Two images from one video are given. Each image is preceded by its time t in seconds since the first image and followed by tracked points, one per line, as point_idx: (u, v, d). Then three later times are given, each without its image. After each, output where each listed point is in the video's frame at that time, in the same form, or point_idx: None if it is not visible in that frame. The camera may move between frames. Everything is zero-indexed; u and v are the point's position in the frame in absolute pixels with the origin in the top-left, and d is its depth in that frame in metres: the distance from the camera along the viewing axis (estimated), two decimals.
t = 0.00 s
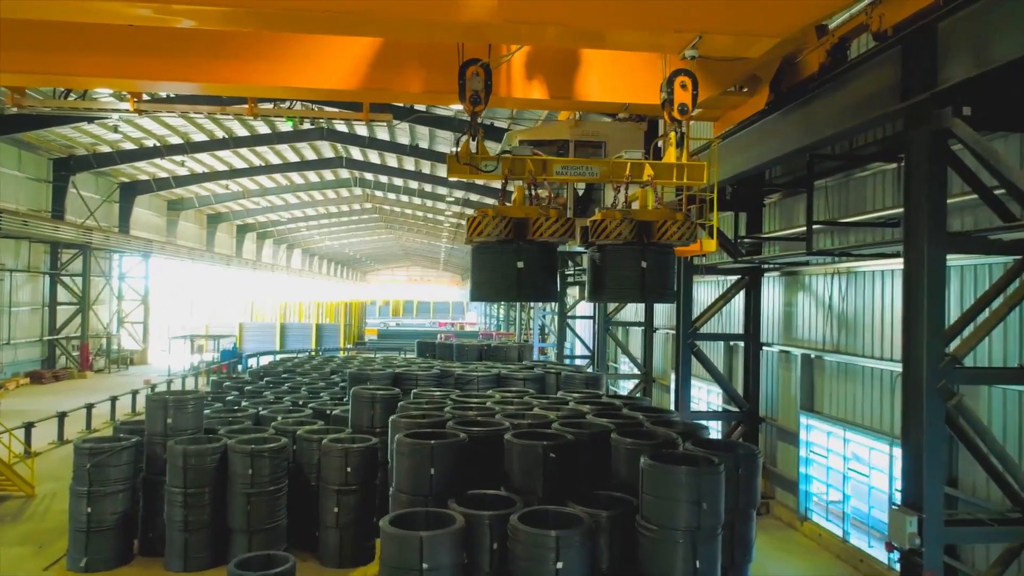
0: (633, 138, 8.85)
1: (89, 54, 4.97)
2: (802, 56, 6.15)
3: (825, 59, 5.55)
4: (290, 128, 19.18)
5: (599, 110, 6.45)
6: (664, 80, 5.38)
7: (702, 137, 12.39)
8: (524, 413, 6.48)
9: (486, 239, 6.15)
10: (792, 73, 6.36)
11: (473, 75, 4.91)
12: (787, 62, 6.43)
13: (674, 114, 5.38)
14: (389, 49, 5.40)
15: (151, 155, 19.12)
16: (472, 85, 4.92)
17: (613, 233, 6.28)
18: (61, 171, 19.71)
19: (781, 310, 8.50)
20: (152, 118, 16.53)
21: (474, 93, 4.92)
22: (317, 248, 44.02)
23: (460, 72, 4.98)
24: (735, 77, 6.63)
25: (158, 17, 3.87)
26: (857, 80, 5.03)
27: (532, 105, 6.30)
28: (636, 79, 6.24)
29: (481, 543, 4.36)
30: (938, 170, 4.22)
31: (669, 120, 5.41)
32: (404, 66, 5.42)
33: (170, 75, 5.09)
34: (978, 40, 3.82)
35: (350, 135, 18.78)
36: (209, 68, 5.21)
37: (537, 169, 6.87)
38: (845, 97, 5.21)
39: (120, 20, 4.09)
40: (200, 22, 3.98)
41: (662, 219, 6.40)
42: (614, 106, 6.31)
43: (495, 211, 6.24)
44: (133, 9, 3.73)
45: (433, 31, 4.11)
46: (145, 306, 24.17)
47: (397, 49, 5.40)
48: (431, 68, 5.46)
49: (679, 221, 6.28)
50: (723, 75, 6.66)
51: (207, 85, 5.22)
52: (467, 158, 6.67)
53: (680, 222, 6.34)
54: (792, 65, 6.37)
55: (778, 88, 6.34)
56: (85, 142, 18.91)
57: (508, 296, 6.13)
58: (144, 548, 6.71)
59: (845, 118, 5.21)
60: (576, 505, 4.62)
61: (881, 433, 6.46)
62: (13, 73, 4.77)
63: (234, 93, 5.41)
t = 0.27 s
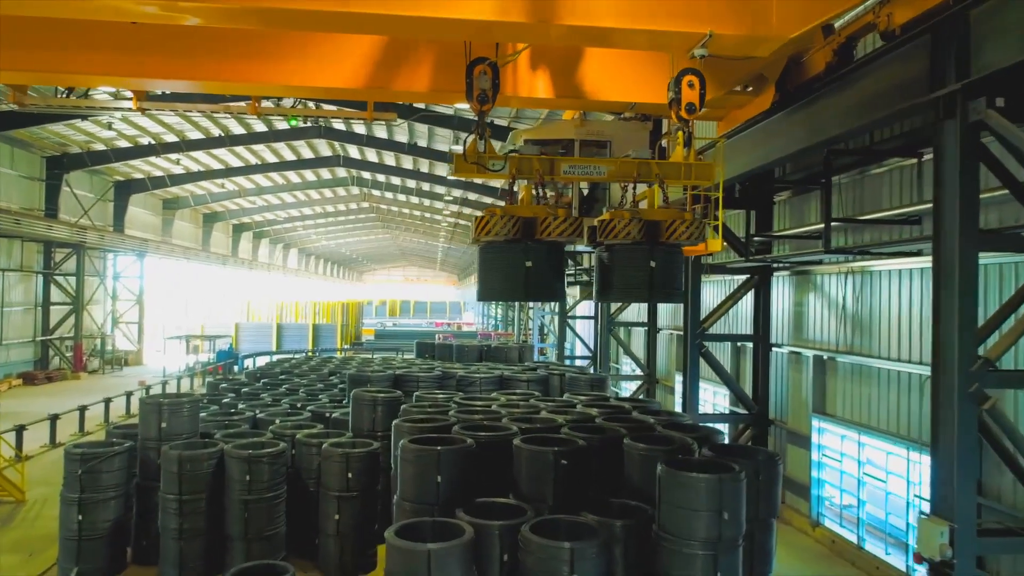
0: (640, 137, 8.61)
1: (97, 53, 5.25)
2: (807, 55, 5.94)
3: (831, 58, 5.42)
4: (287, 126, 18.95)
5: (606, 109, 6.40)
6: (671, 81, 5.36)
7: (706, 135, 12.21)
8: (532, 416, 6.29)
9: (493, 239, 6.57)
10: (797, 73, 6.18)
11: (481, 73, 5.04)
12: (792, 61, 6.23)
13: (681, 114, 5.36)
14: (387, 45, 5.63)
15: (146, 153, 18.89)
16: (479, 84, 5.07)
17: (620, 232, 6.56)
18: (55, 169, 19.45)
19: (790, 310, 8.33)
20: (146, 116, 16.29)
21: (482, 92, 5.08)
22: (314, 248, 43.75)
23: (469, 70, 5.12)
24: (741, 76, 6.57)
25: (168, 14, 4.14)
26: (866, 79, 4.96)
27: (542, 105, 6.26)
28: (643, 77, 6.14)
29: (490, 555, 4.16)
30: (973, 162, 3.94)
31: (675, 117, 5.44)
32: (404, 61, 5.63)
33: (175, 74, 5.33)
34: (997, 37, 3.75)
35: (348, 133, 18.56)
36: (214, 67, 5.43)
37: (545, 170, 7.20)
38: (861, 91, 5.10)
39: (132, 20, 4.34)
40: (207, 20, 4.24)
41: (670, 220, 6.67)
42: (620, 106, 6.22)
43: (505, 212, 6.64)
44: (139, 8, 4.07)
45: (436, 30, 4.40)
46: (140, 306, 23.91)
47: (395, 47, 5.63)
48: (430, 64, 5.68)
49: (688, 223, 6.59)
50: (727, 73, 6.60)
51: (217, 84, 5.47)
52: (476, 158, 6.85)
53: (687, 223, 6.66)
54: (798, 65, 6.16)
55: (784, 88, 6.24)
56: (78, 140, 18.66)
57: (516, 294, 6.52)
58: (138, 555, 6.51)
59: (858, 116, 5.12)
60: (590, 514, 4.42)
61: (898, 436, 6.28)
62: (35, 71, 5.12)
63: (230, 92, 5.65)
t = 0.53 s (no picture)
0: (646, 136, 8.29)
1: (98, 50, 5.06)
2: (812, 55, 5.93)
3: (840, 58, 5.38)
4: (284, 124, 18.71)
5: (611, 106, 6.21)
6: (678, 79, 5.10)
7: (712, 136, 12.00)
8: (540, 420, 6.08)
9: (501, 239, 6.46)
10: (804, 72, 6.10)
11: (488, 72, 4.84)
12: (797, 61, 6.13)
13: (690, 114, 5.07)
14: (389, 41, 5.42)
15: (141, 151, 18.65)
16: (487, 83, 4.84)
17: (627, 230, 6.43)
18: (48, 167, 19.18)
19: (801, 310, 8.13)
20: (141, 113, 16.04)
21: (490, 91, 4.84)
22: (311, 248, 43.47)
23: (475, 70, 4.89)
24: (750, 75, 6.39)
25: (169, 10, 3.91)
26: (873, 78, 4.86)
27: (547, 104, 6.08)
28: (651, 75, 5.97)
29: (502, 569, 3.95)
30: (1004, 155, 3.71)
31: (682, 117, 5.18)
32: (405, 58, 5.43)
33: (185, 72, 5.12)
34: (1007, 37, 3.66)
35: (346, 132, 18.33)
36: (220, 65, 5.22)
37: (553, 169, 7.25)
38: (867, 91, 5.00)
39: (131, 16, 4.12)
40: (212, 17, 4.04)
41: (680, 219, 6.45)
42: (627, 104, 6.03)
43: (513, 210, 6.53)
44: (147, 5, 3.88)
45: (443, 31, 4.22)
46: (135, 306, 23.65)
47: (396, 45, 5.43)
48: (433, 63, 5.47)
49: (697, 221, 6.40)
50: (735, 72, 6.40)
51: (224, 81, 5.25)
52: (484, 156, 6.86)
53: (697, 221, 6.43)
54: (804, 64, 6.08)
55: (790, 88, 6.13)
56: (72, 137, 18.38)
57: (523, 294, 6.48)
58: (131, 564, 6.29)
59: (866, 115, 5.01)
60: (604, 525, 4.21)
61: (919, 441, 6.06)
62: (33, 71, 4.95)
63: (222, 91, 5.44)
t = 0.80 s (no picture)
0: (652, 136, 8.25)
1: (97, 49, 5.29)
2: (821, 54, 5.90)
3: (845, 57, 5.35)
4: (280, 121, 18.47)
5: (614, 106, 6.52)
6: (686, 78, 5.44)
7: (717, 135, 11.83)
8: (549, 425, 5.87)
9: (510, 239, 6.79)
10: (811, 72, 6.06)
11: (495, 71, 5.04)
12: (804, 62, 6.12)
13: (697, 112, 5.37)
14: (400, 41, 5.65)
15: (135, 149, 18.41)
16: (494, 82, 5.04)
17: (636, 233, 6.68)
18: (41, 165, 18.91)
19: (813, 312, 7.92)
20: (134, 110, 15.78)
21: (497, 90, 5.04)
22: (307, 248, 43.17)
23: (482, 69, 5.10)
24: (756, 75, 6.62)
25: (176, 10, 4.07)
26: (879, 78, 4.87)
27: (552, 101, 6.42)
28: (653, 78, 6.37)
29: None
30: None
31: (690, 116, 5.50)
32: (415, 59, 5.66)
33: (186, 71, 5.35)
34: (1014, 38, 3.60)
35: (343, 130, 18.10)
36: (221, 65, 5.43)
37: (561, 168, 7.44)
38: (874, 91, 4.94)
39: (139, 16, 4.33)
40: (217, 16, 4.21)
41: (687, 220, 6.83)
42: (634, 104, 6.46)
43: (524, 212, 6.88)
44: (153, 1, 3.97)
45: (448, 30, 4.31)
46: (129, 307, 23.37)
47: (407, 45, 5.65)
48: (442, 64, 5.71)
49: (704, 221, 6.71)
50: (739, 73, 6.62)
51: (220, 80, 5.45)
52: (491, 156, 7.01)
53: (705, 222, 6.75)
54: (810, 65, 6.06)
55: (796, 88, 6.16)
56: (66, 135, 18.12)
57: (532, 292, 6.75)
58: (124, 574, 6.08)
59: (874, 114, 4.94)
60: (621, 538, 4.01)
61: (941, 446, 5.86)
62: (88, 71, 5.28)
63: (221, 88, 5.67)
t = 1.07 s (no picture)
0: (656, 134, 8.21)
1: (102, 48, 5.37)
2: (824, 54, 6.04)
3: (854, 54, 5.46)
4: (275, 119, 18.22)
5: (618, 106, 6.56)
6: (692, 77, 5.46)
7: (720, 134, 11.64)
8: (558, 430, 5.65)
9: (516, 239, 6.66)
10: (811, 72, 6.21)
11: (501, 69, 5.05)
12: (808, 61, 6.27)
13: (703, 112, 5.39)
14: (403, 40, 5.78)
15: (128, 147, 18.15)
16: (501, 81, 5.03)
17: (641, 233, 6.56)
18: (32, 163, 18.61)
19: (824, 312, 7.72)
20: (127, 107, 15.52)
21: (503, 89, 5.07)
22: (302, 247, 42.83)
23: (488, 67, 5.09)
24: (761, 74, 6.66)
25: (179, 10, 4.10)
26: (888, 75, 4.87)
27: (556, 100, 6.48)
28: (656, 77, 6.46)
29: None
30: None
31: (695, 116, 5.49)
32: (418, 59, 5.80)
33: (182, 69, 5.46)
34: (1012, 44, 3.72)
35: (339, 127, 17.86)
36: (220, 64, 5.51)
37: (565, 168, 7.26)
38: (879, 89, 5.04)
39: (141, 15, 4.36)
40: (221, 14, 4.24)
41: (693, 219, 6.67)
42: (638, 103, 6.55)
43: (529, 211, 6.71)
44: None
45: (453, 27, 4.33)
46: (122, 307, 23.06)
47: (412, 46, 5.80)
48: (446, 63, 5.84)
49: (710, 221, 6.50)
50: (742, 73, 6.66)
51: (219, 78, 5.54)
52: (495, 155, 6.73)
53: (711, 222, 6.54)
54: (813, 64, 6.21)
55: (800, 87, 6.30)
56: (57, 132, 17.83)
57: (539, 292, 6.69)
58: None
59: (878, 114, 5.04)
60: (638, 550, 3.81)
61: (961, 451, 5.68)
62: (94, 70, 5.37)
63: (212, 87, 5.71)
